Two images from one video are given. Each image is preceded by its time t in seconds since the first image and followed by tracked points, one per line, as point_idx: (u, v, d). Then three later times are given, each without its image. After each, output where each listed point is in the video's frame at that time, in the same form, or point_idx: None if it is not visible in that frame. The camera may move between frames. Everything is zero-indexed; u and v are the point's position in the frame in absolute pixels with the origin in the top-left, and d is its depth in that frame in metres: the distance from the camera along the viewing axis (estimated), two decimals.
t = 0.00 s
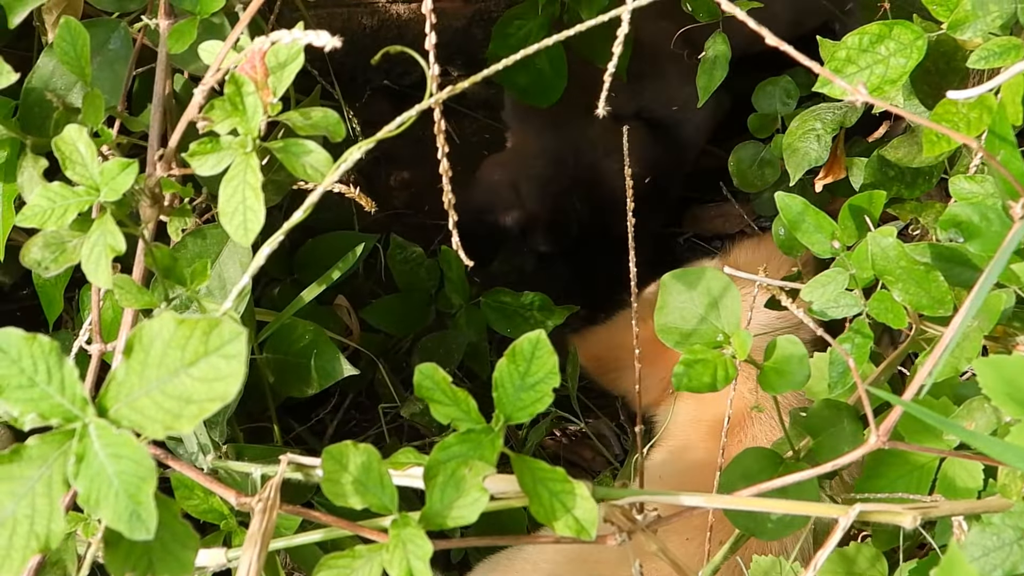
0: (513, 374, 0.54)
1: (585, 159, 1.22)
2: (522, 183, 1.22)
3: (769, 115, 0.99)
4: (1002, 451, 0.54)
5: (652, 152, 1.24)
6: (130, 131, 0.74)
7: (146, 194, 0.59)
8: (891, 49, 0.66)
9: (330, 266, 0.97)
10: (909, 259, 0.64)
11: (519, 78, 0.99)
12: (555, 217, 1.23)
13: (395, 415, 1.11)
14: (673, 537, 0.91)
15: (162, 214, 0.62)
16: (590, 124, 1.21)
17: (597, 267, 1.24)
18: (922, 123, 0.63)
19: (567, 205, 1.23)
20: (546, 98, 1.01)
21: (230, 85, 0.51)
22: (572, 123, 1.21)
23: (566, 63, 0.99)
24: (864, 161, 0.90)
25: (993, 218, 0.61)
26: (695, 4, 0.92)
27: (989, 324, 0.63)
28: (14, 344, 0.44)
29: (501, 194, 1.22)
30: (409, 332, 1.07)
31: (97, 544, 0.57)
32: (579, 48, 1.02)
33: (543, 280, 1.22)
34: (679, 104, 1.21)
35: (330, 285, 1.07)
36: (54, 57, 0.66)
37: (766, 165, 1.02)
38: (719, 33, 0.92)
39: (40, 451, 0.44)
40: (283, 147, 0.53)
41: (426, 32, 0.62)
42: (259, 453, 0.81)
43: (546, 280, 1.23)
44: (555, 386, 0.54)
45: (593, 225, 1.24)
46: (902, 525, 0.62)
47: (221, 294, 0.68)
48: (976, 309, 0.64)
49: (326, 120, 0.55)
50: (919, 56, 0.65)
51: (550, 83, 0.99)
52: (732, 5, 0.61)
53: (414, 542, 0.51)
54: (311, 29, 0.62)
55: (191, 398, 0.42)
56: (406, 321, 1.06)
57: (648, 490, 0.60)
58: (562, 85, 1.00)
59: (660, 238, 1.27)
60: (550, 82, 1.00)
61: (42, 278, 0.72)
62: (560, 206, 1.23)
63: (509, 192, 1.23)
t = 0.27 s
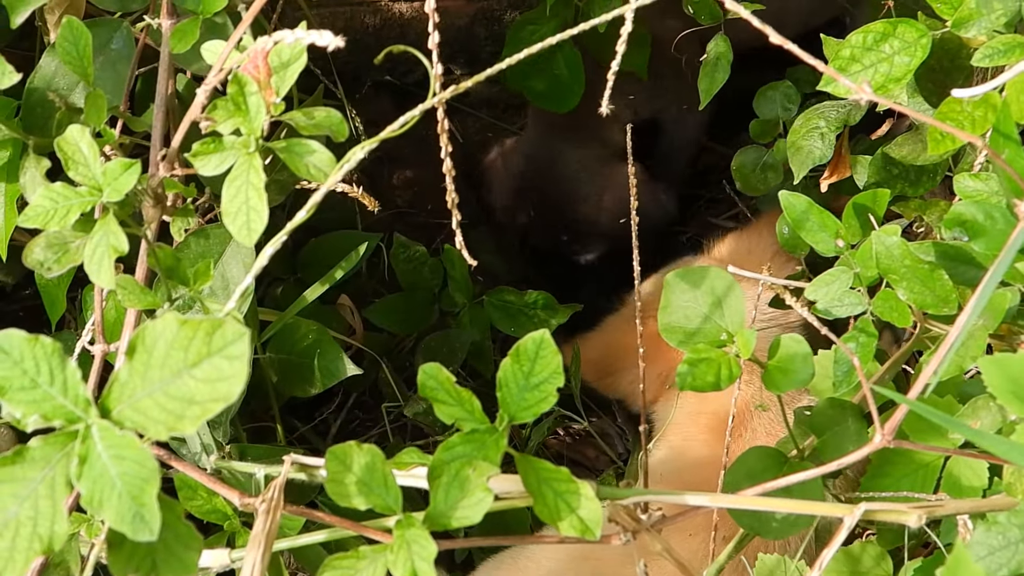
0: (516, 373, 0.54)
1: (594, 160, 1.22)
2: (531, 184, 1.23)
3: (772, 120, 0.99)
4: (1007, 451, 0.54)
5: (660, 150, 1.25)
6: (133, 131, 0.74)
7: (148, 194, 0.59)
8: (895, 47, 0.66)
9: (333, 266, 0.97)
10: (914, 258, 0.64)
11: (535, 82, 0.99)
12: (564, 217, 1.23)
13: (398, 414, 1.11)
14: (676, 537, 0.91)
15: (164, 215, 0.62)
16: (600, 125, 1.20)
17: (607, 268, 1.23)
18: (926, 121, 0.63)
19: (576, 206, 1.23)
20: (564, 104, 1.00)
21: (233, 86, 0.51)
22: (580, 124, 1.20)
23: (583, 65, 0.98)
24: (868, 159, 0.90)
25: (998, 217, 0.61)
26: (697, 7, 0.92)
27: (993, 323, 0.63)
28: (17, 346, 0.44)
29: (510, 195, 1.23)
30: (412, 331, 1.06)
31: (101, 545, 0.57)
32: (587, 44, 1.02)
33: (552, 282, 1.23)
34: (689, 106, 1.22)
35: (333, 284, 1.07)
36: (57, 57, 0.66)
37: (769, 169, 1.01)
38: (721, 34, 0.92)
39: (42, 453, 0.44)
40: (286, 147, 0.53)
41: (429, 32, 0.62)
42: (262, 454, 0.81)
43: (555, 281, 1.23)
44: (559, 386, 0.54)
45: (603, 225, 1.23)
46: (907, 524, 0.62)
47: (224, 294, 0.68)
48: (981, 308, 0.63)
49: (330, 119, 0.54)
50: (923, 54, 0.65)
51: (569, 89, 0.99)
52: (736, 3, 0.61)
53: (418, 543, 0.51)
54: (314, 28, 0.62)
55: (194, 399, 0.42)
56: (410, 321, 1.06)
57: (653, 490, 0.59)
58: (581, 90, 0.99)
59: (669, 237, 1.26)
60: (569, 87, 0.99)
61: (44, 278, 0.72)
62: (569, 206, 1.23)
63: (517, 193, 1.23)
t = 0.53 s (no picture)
0: (517, 371, 0.54)
1: (598, 158, 1.25)
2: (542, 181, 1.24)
3: (769, 107, 0.99)
4: (1008, 447, 0.54)
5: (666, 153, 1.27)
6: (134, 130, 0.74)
7: (149, 193, 0.59)
8: (896, 43, 0.66)
9: (334, 264, 0.97)
10: (914, 254, 0.63)
11: (538, 85, 0.99)
12: (567, 215, 1.25)
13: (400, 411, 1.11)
14: (675, 536, 0.91)
15: (165, 213, 0.62)
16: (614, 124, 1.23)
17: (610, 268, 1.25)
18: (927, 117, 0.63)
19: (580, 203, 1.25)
20: (566, 106, 1.00)
21: (233, 84, 0.51)
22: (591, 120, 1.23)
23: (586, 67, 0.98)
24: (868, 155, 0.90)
25: (998, 213, 0.61)
26: (698, 4, 0.92)
27: (994, 319, 0.63)
28: (18, 344, 0.44)
29: (516, 190, 1.23)
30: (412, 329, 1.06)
31: (103, 543, 0.57)
32: (590, 42, 1.02)
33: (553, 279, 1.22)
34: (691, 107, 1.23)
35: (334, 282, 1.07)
36: (57, 56, 0.66)
37: (766, 158, 1.01)
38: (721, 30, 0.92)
39: (44, 451, 0.44)
40: (286, 145, 0.53)
41: (429, 29, 0.62)
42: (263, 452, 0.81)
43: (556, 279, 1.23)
44: (561, 383, 0.54)
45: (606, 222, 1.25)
46: (908, 520, 0.62)
47: (225, 292, 0.68)
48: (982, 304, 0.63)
49: (330, 117, 0.54)
50: (924, 50, 0.65)
51: (571, 91, 0.99)
52: None
53: (420, 540, 0.51)
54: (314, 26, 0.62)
55: (195, 396, 0.42)
56: (411, 318, 1.06)
57: (654, 487, 0.59)
58: (582, 92, 0.99)
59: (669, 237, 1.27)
60: (571, 90, 0.99)
61: (45, 277, 0.72)
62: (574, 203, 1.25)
63: (523, 189, 1.23)
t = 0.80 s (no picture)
0: (515, 371, 0.54)
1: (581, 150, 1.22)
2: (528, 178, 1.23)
3: (772, 107, 0.99)
4: (1002, 446, 0.54)
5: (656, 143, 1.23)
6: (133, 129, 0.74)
7: (148, 193, 0.60)
8: (892, 44, 0.66)
9: (333, 262, 0.97)
10: (909, 255, 0.64)
11: (532, 80, 1.00)
12: (556, 211, 1.23)
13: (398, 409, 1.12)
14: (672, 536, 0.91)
15: (165, 212, 0.63)
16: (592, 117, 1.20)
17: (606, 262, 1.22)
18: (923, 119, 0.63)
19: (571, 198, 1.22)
20: (560, 103, 1.01)
21: (233, 85, 0.52)
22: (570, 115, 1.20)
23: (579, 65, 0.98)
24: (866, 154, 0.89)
25: (993, 214, 0.61)
26: None
27: (989, 319, 0.63)
28: (18, 345, 0.44)
29: (504, 191, 1.23)
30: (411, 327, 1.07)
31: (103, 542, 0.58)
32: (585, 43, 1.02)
33: (554, 278, 1.22)
34: (679, 104, 1.21)
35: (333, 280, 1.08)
36: (57, 55, 0.66)
37: (768, 157, 1.01)
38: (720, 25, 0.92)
39: (44, 451, 0.44)
40: (285, 146, 0.54)
41: (428, 31, 0.62)
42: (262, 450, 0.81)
43: (556, 278, 1.23)
44: (558, 383, 0.54)
45: (599, 215, 1.23)
46: (903, 519, 0.62)
47: (224, 291, 0.69)
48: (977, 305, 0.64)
49: (329, 118, 0.55)
50: (920, 51, 0.65)
51: (563, 89, 0.99)
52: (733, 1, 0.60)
53: (418, 540, 0.52)
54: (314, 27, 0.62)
55: (195, 397, 0.43)
56: (410, 316, 1.06)
57: (651, 486, 0.60)
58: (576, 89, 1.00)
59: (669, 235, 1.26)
60: (564, 86, 0.99)
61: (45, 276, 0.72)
62: (566, 199, 1.22)
63: (511, 187, 1.23)
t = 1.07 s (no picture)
0: (517, 373, 0.54)
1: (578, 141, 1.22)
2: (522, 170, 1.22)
3: (768, 122, 1.00)
4: (1003, 448, 0.54)
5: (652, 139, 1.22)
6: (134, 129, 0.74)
7: (151, 195, 0.60)
8: (893, 47, 0.66)
9: (333, 261, 0.97)
10: (909, 258, 0.64)
11: (526, 75, 1.00)
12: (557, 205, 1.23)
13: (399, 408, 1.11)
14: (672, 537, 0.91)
15: (167, 214, 0.63)
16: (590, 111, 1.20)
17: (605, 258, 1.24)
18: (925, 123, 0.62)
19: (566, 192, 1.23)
20: (550, 97, 1.01)
21: (235, 88, 0.52)
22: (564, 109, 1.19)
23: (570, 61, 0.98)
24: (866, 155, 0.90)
25: (992, 218, 0.61)
26: (698, 3, 0.92)
27: (989, 322, 0.63)
28: (23, 347, 0.44)
29: (502, 184, 1.22)
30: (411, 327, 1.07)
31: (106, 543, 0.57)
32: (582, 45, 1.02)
33: (552, 276, 1.23)
34: (673, 102, 1.20)
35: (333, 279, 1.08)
36: (59, 56, 0.66)
37: (766, 170, 1.02)
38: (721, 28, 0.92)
39: (48, 453, 0.44)
40: (288, 148, 0.54)
41: (429, 32, 0.62)
42: (263, 450, 0.81)
43: (553, 274, 1.23)
44: (560, 386, 0.54)
45: (595, 207, 1.23)
46: (903, 521, 0.62)
47: (226, 292, 0.69)
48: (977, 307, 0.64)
49: (331, 121, 0.55)
50: (921, 54, 0.65)
51: (551, 84, 0.99)
52: (734, 4, 0.60)
53: (421, 542, 0.52)
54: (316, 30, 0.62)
55: (199, 400, 0.43)
56: (408, 315, 1.06)
57: (652, 488, 0.60)
58: (566, 82, 1.00)
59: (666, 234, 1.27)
60: (554, 79, 0.99)
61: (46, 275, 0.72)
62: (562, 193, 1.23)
63: (509, 181, 1.22)
